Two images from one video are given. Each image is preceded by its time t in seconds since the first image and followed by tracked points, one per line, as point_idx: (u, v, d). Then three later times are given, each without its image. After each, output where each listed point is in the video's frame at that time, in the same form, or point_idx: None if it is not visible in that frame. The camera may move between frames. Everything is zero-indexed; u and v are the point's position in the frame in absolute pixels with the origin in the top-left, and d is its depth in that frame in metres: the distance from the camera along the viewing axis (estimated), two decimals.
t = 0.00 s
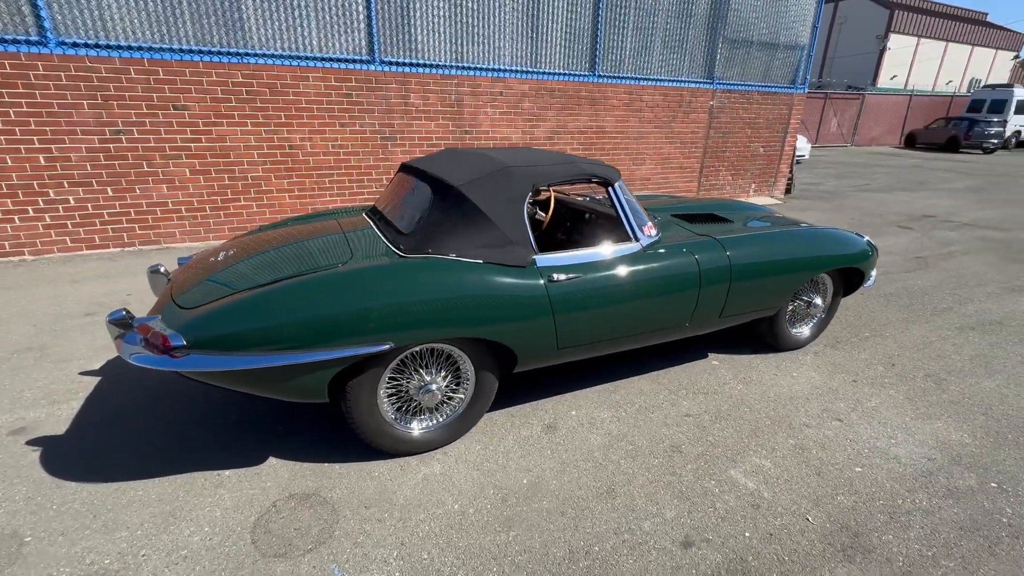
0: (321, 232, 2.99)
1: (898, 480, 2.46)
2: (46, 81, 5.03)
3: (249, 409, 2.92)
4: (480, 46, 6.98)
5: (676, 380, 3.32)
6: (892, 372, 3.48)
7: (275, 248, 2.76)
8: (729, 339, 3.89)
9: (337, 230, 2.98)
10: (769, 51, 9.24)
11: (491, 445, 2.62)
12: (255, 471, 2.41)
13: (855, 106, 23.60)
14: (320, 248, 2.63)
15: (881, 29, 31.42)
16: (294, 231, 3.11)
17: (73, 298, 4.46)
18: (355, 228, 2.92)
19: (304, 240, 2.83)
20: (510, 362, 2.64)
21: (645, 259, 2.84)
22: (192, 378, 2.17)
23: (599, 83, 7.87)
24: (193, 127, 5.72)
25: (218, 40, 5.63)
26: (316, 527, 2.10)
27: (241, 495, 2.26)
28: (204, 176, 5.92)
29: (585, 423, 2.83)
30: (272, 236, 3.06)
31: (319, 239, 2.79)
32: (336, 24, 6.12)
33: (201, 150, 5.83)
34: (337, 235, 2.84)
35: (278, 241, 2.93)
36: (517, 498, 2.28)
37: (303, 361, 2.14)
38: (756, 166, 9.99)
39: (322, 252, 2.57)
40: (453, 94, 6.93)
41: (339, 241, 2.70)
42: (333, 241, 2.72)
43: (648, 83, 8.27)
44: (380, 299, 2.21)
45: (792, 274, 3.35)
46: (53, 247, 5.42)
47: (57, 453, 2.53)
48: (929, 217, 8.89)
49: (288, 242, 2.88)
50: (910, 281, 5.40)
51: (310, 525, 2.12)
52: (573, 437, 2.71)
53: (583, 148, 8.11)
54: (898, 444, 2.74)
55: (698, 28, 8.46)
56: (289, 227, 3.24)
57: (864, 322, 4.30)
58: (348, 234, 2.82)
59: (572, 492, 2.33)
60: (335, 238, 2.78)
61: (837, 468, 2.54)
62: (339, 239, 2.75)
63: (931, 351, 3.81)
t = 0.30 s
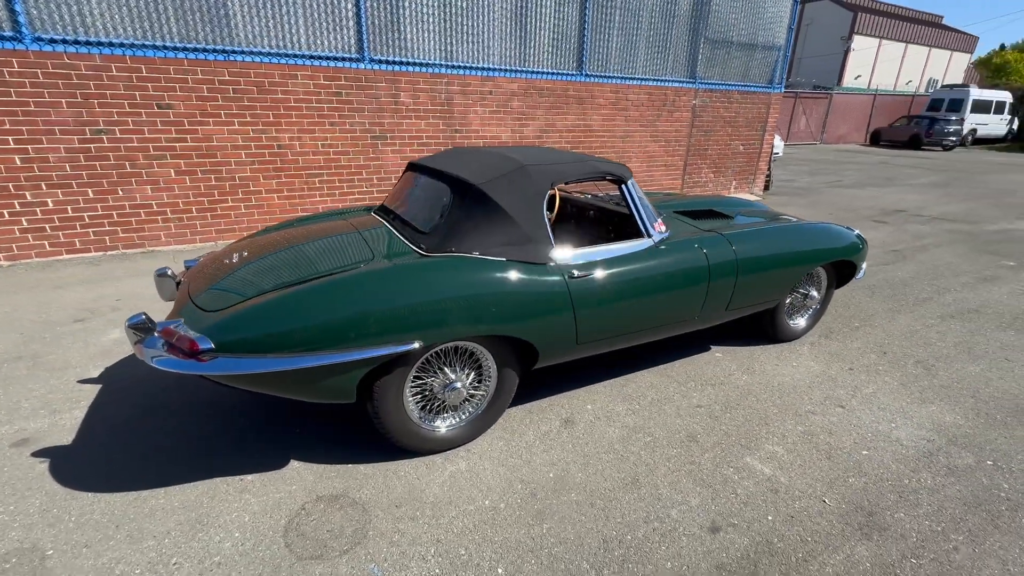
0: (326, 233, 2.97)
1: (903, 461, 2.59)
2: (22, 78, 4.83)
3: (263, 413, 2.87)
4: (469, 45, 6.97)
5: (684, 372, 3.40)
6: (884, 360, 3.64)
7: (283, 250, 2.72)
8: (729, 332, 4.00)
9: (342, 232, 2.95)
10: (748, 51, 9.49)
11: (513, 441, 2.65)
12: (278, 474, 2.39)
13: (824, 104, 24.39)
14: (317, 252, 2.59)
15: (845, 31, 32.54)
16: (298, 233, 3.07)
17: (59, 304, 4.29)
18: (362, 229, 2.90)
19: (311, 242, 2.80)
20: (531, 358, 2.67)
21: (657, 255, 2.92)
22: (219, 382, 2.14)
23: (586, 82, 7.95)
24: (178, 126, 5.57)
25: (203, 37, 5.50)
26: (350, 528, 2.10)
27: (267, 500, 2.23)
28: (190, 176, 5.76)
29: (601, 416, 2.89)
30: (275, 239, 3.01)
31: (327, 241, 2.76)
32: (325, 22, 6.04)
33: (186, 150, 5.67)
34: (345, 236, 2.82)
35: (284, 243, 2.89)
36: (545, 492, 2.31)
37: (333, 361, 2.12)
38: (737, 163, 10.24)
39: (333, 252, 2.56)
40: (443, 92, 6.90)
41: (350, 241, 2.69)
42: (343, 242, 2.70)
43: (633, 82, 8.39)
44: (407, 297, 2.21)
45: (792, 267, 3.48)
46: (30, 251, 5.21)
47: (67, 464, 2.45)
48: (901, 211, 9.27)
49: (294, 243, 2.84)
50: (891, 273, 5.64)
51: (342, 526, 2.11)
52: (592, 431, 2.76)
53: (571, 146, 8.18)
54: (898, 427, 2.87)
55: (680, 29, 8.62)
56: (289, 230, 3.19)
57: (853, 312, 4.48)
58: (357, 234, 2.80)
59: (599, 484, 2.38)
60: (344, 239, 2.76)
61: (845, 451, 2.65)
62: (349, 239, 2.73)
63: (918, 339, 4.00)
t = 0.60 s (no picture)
0: (328, 234, 2.91)
1: (905, 444, 2.70)
2: None
3: (273, 418, 2.81)
4: (456, 43, 6.94)
5: (688, 365, 3.47)
6: (875, 348, 3.79)
7: (288, 252, 2.65)
8: (727, 324, 4.10)
9: (344, 232, 2.90)
10: (726, 52, 9.72)
11: (531, 437, 2.66)
12: (297, 479, 2.34)
13: (792, 104, 25.16)
14: (323, 253, 2.55)
15: (810, 33, 33.62)
16: (298, 235, 3.01)
17: (39, 312, 4.09)
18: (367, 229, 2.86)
19: (314, 243, 2.74)
20: (548, 355, 2.69)
21: (667, 250, 2.97)
22: (240, 386, 2.08)
23: (571, 81, 8.01)
24: (159, 125, 5.37)
25: (184, 32, 5.32)
26: (378, 530, 2.07)
27: (289, 505, 2.19)
28: (172, 177, 5.57)
29: (614, 410, 2.92)
30: (275, 241, 2.94)
31: (332, 242, 2.71)
32: (310, 19, 5.93)
33: (167, 150, 5.48)
34: (349, 237, 2.77)
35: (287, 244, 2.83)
36: (569, 486, 2.33)
37: (359, 361, 2.09)
38: (716, 161, 10.48)
39: (335, 253, 2.51)
40: (431, 91, 6.85)
41: (358, 241, 2.64)
42: (351, 242, 2.65)
43: (617, 81, 8.49)
44: (431, 295, 2.20)
45: (790, 260, 3.59)
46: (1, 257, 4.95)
47: (70, 477, 2.35)
48: (872, 206, 9.64)
49: (297, 244, 2.77)
50: (871, 265, 5.86)
51: (370, 529, 2.08)
52: (607, 425, 2.79)
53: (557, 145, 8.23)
54: (896, 412, 3.00)
55: (662, 29, 8.77)
56: (286, 232, 3.12)
57: (840, 303, 4.64)
58: (362, 235, 2.76)
59: (621, 476, 2.41)
60: (349, 239, 2.71)
61: (850, 436, 2.76)
62: (355, 239, 2.68)
63: (904, 328, 4.17)
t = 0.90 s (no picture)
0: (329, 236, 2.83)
1: (910, 430, 2.79)
2: None
3: (281, 426, 2.71)
4: (442, 41, 6.87)
5: (694, 360, 3.51)
6: (869, 339, 3.91)
7: (290, 255, 2.57)
8: (725, 319, 4.16)
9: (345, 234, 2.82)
10: (705, 52, 9.91)
11: (550, 436, 2.64)
12: (316, 489, 2.26)
13: (761, 104, 25.87)
14: (332, 254, 2.48)
15: (776, 36, 34.64)
16: (300, 236, 2.92)
17: (14, 322, 3.86)
18: (370, 231, 2.79)
19: (315, 245, 2.66)
20: (565, 353, 2.67)
21: (678, 246, 3.00)
22: (261, 395, 2.00)
23: (557, 81, 8.03)
24: (135, 124, 5.14)
25: (162, 28, 5.11)
26: (408, 537, 2.02)
27: (312, 515, 2.12)
28: (150, 178, 5.34)
29: (629, 407, 2.93)
30: (274, 244, 2.84)
31: (334, 244, 2.63)
32: (294, 15, 5.78)
33: (145, 150, 5.25)
34: (352, 238, 2.69)
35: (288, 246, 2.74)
36: (595, 484, 2.32)
37: (385, 364, 2.04)
38: (696, 160, 10.67)
39: (346, 254, 2.45)
40: (418, 89, 6.75)
41: (364, 242, 2.58)
42: (356, 243, 2.58)
43: (601, 81, 8.56)
44: (454, 295, 2.16)
45: (789, 255, 3.67)
46: None
47: (71, 496, 2.21)
48: (846, 202, 9.98)
49: (297, 247, 2.68)
50: (853, 259, 6.06)
51: (399, 536, 2.03)
52: (624, 422, 2.80)
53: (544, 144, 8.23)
54: (897, 399, 3.10)
55: (643, 29, 8.88)
56: (286, 234, 3.02)
57: (830, 296, 4.78)
58: (365, 236, 2.69)
59: (644, 473, 2.41)
60: (353, 241, 2.64)
61: (857, 425, 2.83)
62: (361, 241, 2.61)
63: (892, 318, 4.32)
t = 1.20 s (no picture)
0: (331, 243, 2.76)
1: (909, 421, 2.90)
2: None
3: (292, 439, 2.63)
4: (427, 42, 6.80)
5: (697, 359, 3.57)
6: (859, 334, 4.05)
7: (292, 263, 2.49)
8: (722, 318, 4.24)
9: (346, 241, 2.75)
10: (683, 54, 10.10)
11: (568, 440, 2.64)
12: (337, 504, 2.20)
13: (731, 104, 26.53)
14: (342, 261, 2.42)
15: (743, 38, 35.59)
16: (302, 244, 2.84)
17: None
18: (372, 237, 2.73)
19: (316, 253, 2.58)
20: (580, 357, 2.67)
21: (685, 247, 3.03)
22: (284, 409, 1.94)
23: (541, 82, 8.05)
24: (111, 127, 4.91)
25: (138, 26, 4.90)
26: (438, 549, 1.99)
27: (336, 531, 2.06)
28: (127, 183, 5.11)
29: (641, 408, 2.95)
30: (275, 252, 2.75)
31: (337, 251, 2.56)
32: (276, 14, 5.63)
33: (122, 154, 5.02)
34: (355, 245, 2.63)
35: (291, 253, 2.66)
36: (618, 486, 2.33)
37: (408, 375, 2.00)
38: (676, 160, 10.86)
39: (356, 261, 2.39)
40: (404, 91, 6.66)
41: (370, 249, 2.53)
42: (362, 250, 2.52)
43: (584, 82, 8.62)
44: (475, 302, 2.13)
45: (784, 253, 3.76)
46: None
47: (74, 523, 2.09)
48: (820, 200, 10.31)
49: (298, 255, 2.60)
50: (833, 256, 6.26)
51: (429, 549, 1.99)
52: (638, 423, 2.82)
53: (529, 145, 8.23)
54: (893, 392, 3.21)
55: (624, 31, 8.98)
56: (287, 241, 2.94)
57: (817, 293, 4.93)
58: (368, 243, 2.63)
59: (665, 473, 2.44)
60: (357, 248, 2.58)
61: (860, 418, 2.93)
62: (365, 248, 2.56)
63: (877, 313, 4.49)
